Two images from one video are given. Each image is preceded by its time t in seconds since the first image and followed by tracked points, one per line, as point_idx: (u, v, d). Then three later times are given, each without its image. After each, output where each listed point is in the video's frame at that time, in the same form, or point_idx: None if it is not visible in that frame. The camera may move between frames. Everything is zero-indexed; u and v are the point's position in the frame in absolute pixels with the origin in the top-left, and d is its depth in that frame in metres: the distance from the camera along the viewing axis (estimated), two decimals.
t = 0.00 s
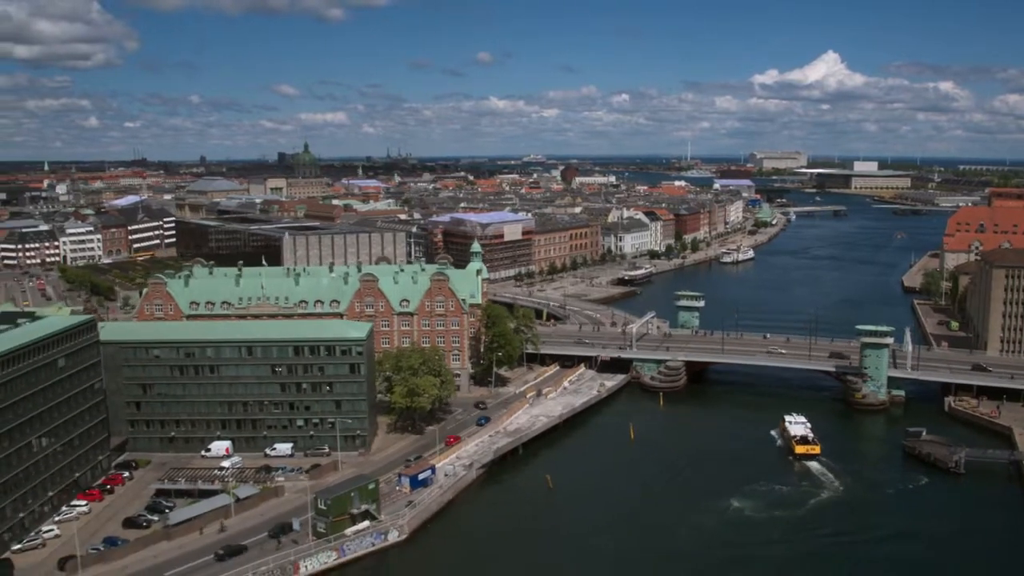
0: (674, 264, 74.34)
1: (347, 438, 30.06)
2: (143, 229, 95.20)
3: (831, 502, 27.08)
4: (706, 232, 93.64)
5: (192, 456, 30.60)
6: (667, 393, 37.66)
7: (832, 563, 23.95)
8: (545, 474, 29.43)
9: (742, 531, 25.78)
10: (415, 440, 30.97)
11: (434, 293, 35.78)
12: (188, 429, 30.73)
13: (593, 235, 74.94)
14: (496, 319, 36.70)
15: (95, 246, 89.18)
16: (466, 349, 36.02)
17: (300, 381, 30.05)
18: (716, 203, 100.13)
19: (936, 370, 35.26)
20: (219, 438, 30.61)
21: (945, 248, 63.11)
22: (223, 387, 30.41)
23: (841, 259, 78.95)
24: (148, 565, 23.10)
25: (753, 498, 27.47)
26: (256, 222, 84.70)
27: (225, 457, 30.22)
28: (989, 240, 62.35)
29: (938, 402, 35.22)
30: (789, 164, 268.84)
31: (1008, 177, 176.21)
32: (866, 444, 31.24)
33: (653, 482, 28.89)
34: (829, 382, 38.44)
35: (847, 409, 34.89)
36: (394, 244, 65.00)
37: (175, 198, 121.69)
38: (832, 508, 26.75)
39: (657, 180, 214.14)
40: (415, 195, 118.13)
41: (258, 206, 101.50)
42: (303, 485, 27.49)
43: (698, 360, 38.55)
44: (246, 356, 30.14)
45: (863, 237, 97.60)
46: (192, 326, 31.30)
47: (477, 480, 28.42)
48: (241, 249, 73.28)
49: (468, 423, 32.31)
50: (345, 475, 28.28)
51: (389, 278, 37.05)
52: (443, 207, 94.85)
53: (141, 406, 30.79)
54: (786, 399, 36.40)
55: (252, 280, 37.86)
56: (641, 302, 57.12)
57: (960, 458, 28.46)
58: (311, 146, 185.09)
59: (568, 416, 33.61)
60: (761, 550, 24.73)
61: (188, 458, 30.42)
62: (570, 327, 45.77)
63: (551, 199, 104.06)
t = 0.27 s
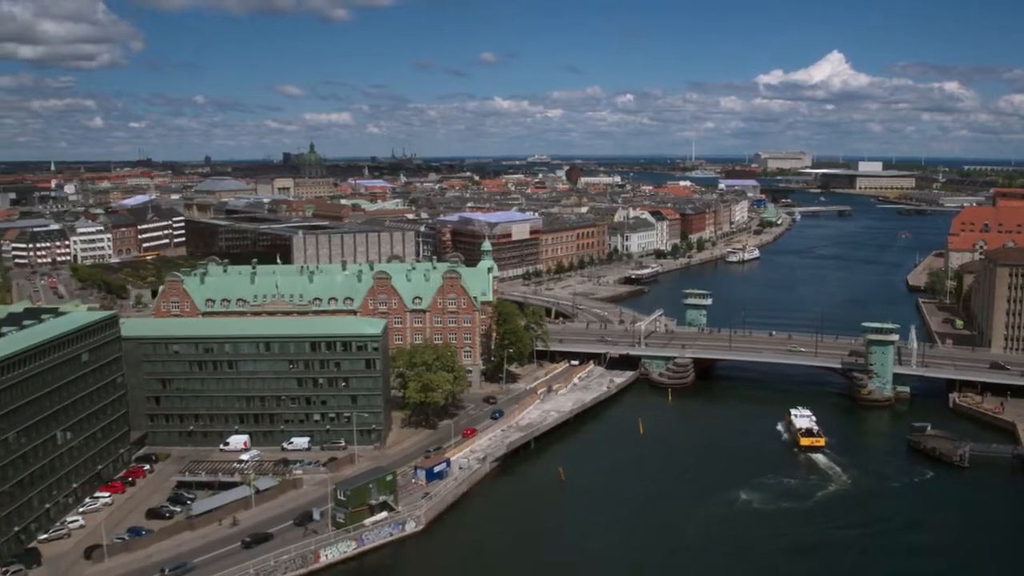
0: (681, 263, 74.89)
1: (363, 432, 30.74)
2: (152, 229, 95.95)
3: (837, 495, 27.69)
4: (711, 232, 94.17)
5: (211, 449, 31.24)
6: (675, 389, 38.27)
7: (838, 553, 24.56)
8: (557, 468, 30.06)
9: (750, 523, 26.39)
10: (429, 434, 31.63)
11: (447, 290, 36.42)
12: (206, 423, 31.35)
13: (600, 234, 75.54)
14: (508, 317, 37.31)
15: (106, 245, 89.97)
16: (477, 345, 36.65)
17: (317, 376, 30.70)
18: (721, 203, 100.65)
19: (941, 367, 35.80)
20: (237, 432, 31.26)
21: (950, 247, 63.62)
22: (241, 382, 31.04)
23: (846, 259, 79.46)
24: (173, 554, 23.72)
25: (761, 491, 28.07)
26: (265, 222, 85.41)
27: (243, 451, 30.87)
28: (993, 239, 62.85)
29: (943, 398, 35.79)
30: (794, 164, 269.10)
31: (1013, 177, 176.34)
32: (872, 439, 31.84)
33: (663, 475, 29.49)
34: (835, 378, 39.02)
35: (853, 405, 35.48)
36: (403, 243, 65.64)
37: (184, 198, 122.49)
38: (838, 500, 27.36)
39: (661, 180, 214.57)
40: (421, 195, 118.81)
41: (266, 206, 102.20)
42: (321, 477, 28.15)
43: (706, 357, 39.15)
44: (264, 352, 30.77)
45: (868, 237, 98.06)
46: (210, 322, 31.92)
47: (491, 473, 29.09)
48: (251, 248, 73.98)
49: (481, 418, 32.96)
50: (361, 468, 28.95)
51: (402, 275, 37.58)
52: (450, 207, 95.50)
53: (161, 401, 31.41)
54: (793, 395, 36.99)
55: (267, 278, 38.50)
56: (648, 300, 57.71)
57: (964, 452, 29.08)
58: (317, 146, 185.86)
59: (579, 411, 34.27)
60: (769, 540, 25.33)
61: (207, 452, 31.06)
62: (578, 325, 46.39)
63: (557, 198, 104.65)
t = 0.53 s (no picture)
0: (686, 263, 75.41)
1: (376, 427, 31.29)
2: (161, 228, 96.64)
3: (843, 489, 28.22)
4: (716, 231, 94.60)
5: (226, 444, 31.78)
6: (683, 385, 38.76)
7: (844, 544, 25.09)
8: (567, 462, 30.57)
9: (757, 515, 26.90)
10: (441, 429, 32.17)
11: (457, 289, 37.00)
12: (222, 418, 31.89)
13: (605, 233, 76.06)
14: (516, 314, 38.01)
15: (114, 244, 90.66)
16: (486, 343, 37.21)
17: (330, 372, 31.23)
18: (726, 203, 101.06)
19: (945, 364, 36.29)
20: (252, 426, 31.79)
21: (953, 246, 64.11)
22: (255, 377, 31.57)
23: (851, 258, 79.86)
24: (193, 545, 24.25)
25: (767, 485, 28.59)
26: (272, 221, 86.02)
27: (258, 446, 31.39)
28: (998, 238, 63.21)
29: (947, 395, 36.26)
30: (798, 164, 269.25)
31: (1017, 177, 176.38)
32: (877, 435, 32.33)
33: (671, 470, 29.97)
34: (840, 375, 39.52)
35: (858, 402, 35.98)
36: (411, 242, 66.20)
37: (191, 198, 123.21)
38: (844, 493, 27.89)
39: (666, 180, 214.94)
40: (427, 195, 119.30)
41: (273, 206, 102.82)
42: (336, 471, 28.71)
43: (712, 355, 39.66)
44: (279, 348, 31.31)
45: (872, 237, 98.41)
46: (225, 319, 32.45)
47: (502, 467, 29.68)
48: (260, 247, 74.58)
49: (491, 414, 33.51)
50: (375, 461, 29.49)
51: (412, 274, 38.23)
52: (455, 206, 96.04)
53: (177, 396, 31.92)
54: (799, 391, 37.49)
55: (279, 276, 39.01)
56: (654, 299, 58.21)
57: (967, 448, 29.60)
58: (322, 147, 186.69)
59: (588, 407, 34.81)
60: (776, 533, 25.85)
61: (222, 446, 31.59)
62: (585, 323, 46.92)
63: (562, 198, 105.08)
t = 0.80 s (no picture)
0: (691, 262, 76.00)
1: (391, 422, 31.92)
2: (170, 227, 97.45)
3: (850, 482, 28.83)
4: (722, 231, 95.15)
5: (244, 438, 32.41)
6: (691, 382, 39.39)
7: (851, 536, 25.71)
8: (578, 457, 31.14)
9: (766, 508, 27.53)
10: (454, 425, 32.82)
11: (469, 287, 37.64)
12: (240, 414, 32.51)
13: (612, 233, 76.69)
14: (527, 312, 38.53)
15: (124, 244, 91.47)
16: (498, 340, 37.88)
17: (347, 368, 31.88)
18: (731, 203, 101.62)
19: (950, 362, 36.86)
20: (269, 421, 32.42)
21: (958, 246, 64.67)
22: (273, 373, 32.20)
23: (855, 258, 80.39)
24: (217, 535, 24.90)
25: (775, 479, 29.20)
26: (281, 221, 86.75)
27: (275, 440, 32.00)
28: (1002, 237, 63.72)
29: (952, 392, 36.85)
30: (802, 164, 269.53)
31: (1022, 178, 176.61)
32: (883, 431, 32.92)
33: (681, 465, 30.54)
34: (846, 372, 40.13)
35: (864, 398, 36.59)
36: (419, 242, 66.89)
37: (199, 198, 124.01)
38: (851, 487, 28.50)
39: (670, 181, 215.39)
40: (433, 195, 119.98)
41: (281, 206, 103.53)
42: (354, 464, 29.36)
43: (720, 352, 40.28)
44: (296, 345, 31.96)
45: (877, 237, 98.90)
46: (243, 316, 33.08)
47: (515, 461, 30.31)
48: (269, 246, 75.27)
49: (503, 410, 34.17)
50: (391, 455, 30.12)
51: (425, 273, 38.92)
52: (462, 206, 96.68)
53: (196, 391, 32.54)
54: (805, 388, 38.08)
55: (293, 274, 39.68)
56: (661, 298, 58.80)
57: (972, 442, 30.20)
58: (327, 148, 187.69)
59: (598, 403, 35.46)
60: (784, 525, 26.45)
61: (240, 441, 32.23)
62: (594, 321, 47.57)
63: (568, 199, 105.66)
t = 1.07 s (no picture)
0: (698, 261, 76.52)
1: (406, 417, 32.64)
2: (179, 227, 98.20)
3: (857, 476, 29.43)
4: (727, 231, 95.69)
5: (261, 433, 33.07)
6: (699, 378, 40.01)
7: (860, 528, 26.28)
8: (591, 452, 31.72)
9: (775, 501, 28.11)
10: (468, 420, 33.48)
11: (481, 284, 38.25)
12: (257, 408, 33.15)
13: (618, 232, 77.30)
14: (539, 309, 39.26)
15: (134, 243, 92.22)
16: (509, 337, 38.45)
17: (362, 364, 32.51)
18: (736, 203, 102.17)
19: (954, 359, 37.46)
20: (286, 416, 33.07)
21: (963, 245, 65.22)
22: (290, 368, 32.83)
23: (860, 257, 80.92)
24: (239, 525, 25.49)
25: (783, 472, 29.80)
26: (290, 220, 87.43)
27: (293, 435, 32.73)
28: (1006, 237, 64.24)
29: (956, 388, 37.43)
30: (806, 164, 269.83)
31: None
32: (889, 426, 33.52)
33: (692, 460, 31.12)
34: (852, 369, 40.72)
35: (870, 394, 37.18)
36: (428, 241, 67.54)
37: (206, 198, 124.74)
38: (858, 479, 29.09)
39: (674, 181, 215.83)
40: (440, 194, 120.60)
41: (288, 205, 104.22)
42: (370, 457, 30.01)
43: (728, 349, 40.88)
44: (312, 341, 32.56)
45: (882, 237, 99.40)
46: (260, 313, 33.67)
47: (528, 455, 30.94)
48: (279, 246, 75.94)
49: (515, 405, 34.81)
50: (407, 449, 30.79)
51: (437, 271, 39.62)
52: (469, 206, 97.29)
53: (213, 386, 33.13)
54: (812, 384, 38.68)
55: (307, 272, 40.31)
56: (668, 296, 59.39)
57: (976, 437, 30.82)
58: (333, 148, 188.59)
59: (608, 399, 36.10)
60: (793, 518, 27.04)
61: (258, 435, 32.88)
62: (603, 319, 48.18)
63: (574, 198, 106.26)
